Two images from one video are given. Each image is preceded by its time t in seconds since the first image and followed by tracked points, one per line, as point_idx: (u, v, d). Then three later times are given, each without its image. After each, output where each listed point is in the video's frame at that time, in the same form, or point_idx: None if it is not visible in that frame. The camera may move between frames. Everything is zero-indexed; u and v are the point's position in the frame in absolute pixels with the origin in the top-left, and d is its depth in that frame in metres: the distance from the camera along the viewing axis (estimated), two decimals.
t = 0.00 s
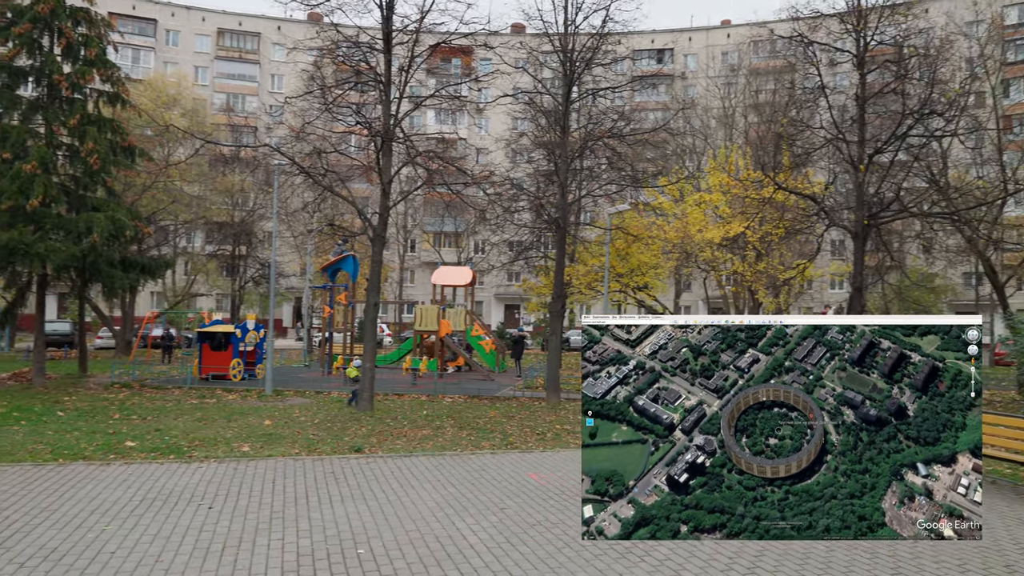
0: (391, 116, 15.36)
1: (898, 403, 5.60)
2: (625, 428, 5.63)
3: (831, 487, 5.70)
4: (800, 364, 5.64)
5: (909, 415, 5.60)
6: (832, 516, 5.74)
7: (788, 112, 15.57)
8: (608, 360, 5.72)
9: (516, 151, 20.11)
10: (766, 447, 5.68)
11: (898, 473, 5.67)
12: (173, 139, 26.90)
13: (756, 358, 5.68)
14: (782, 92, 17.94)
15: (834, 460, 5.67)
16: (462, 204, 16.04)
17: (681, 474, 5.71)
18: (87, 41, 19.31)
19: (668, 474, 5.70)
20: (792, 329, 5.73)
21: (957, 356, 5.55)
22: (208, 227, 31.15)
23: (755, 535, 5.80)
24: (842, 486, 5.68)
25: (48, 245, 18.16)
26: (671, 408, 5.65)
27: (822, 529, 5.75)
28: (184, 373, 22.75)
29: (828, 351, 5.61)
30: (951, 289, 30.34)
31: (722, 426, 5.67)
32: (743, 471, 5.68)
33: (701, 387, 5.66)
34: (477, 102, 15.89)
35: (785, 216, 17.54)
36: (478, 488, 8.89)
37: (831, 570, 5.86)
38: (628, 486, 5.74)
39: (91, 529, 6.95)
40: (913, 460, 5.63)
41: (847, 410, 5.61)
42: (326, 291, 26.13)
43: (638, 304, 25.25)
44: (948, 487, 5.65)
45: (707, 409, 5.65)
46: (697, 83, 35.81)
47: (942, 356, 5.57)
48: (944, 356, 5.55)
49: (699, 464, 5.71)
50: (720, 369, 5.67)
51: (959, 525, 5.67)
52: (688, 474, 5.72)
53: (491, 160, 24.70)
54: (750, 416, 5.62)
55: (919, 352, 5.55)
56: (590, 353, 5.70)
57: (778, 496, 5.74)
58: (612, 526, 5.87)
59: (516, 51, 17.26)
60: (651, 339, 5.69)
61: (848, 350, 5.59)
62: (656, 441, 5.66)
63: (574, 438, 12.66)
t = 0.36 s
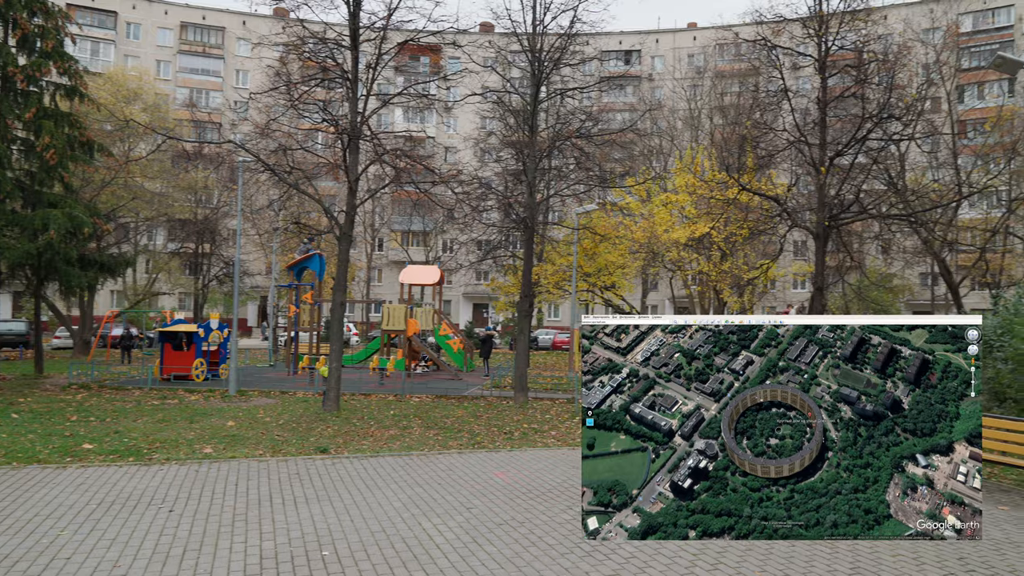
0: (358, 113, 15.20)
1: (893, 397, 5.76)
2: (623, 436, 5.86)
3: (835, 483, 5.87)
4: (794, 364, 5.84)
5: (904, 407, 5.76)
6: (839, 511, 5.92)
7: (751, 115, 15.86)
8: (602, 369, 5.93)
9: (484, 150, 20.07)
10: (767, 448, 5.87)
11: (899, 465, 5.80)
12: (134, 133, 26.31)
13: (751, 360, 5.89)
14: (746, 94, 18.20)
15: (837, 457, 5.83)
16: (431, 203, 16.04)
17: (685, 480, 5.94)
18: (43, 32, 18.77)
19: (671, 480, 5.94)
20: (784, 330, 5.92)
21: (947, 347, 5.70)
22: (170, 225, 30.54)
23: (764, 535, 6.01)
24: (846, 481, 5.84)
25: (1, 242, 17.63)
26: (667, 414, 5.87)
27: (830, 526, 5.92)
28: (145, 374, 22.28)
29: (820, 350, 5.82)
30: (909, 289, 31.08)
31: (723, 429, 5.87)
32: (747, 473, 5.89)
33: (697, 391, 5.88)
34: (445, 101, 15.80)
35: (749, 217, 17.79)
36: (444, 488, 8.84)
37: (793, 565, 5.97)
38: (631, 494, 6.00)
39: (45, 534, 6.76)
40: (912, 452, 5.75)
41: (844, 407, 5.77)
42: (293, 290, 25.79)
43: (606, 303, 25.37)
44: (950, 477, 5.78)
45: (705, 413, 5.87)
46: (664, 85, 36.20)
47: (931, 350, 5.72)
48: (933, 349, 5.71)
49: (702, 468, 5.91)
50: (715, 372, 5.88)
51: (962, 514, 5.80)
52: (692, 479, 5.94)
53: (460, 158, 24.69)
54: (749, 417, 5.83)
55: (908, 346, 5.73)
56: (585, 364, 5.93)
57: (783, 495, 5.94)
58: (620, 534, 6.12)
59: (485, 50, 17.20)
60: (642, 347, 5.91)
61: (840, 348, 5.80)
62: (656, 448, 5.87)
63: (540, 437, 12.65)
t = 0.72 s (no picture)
0: (324, 111, 15.01)
1: (887, 391, 5.74)
2: (622, 445, 5.87)
3: (838, 479, 5.82)
4: (788, 363, 5.84)
5: (900, 401, 5.73)
6: (845, 507, 5.88)
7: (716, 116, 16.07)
8: (595, 379, 5.93)
9: (452, 149, 19.99)
10: (768, 449, 5.87)
11: (899, 457, 5.74)
12: (93, 128, 25.62)
13: (744, 362, 5.89)
14: (712, 96, 18.43)
15: (839, 453, 5.79)
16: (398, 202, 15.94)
17: (689, 485, 5.92)
18: None
19: (674, 486, 5.91)
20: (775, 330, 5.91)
21: (936, 339, 5.70)
22: (131, 222, 29.84)
23: (773, 535, 5.99)
24: (848, 476, 5.80)
25: None
26: (665, 420, 5.86)
27: (837, 521, 5.90)
28: (103, 374, 21.75)
29: (813, 349, 5.81)
30: (869, 289, 31.79)
31: (723, 433, 5.86)
32: (750, 474, 5.88)
33: (693, 396, 5.87)
34: (414, 98, 15.69)
35: (715, 218, 17.99)
36: (409, 488, 8.78)
37: (755, 562, 6.05)
38: (636, 503, 5.98)
39: None
40: (911, 444, 5.70)
41: (840, 404, 5.76)
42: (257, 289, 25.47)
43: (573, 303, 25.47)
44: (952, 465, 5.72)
45: (704, 417, 5.87)
46: (632, 86, 36.50)
47: (920, 342, 5.72)
48: (922, 342, 5.71)
49: (705, 472, 5.89)
50: (709, 376, 5.88)
51: (965, 502, 5.75)
52: (696, 484, 5.92)
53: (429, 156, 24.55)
54: (748, 419, 5.84)
55: (899, 341, 5.71)
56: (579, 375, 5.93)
57: (789, 494, 5.92)
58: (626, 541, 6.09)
59: (453, 49, 17.11)
60: (634, 355, 5.90)
61: (832, 346, 5.78)
62: (656, 455, 5.85)
63: (507, 437, 12.61)
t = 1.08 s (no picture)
0: (289, 106, 14.78)
1: (882, 386, 5.64)
2: (622, 454, 5.77)
3: (841, 475, 5.71)
4: (782, 364, 5.72)
5: (894, 395, 5.62)
6: (850, 502, 5.75)
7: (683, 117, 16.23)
8: (589, 389, 5.82)
9: (420, 147, 19.89)
10: (769, 449, 5.75)
11: (898, 450, 5.64)
12: (48, 121, 24.90)
13: (739, 364, 5.74)
14: (678, 98, 18.62)
15: (839, 449, 5.68)
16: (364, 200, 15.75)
17: (694, 490, 5.84)
18: None
19: (679, 492, 5.84)
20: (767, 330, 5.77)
21: (925, 330, 5.60)
22: (89, 218, 29.08)
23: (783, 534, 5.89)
24: (850, 472, 5.68)
25: None
26: (664, 426, 5.75)
27: (844, 517, 5.76)
28: (59, 374, 21.16)
29: (806, 348, 5.68)
30: (831, 288, 32.48)
31: (723, 435, 5.75)
32: (754, 476, 5.77)
33: (690, 401, 5.74)
34: (381, 95, 15.55)
35: (681, 218, 18.20)
36: (373, 489, 8.70)
37: (717, 559, 6.09)
38: (642, 512, 5.92)
39: None
40: (908, 436, 5.61)
41: (838, 402, 5.64)
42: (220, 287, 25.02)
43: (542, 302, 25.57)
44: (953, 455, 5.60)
45: (702, 421, 5.76)
46: (600, 86, 36.73)
47: (910, 336, 5.61)
48: (912, 336, 5.61)
49: (708, 476, 5.81)
50: (705, 380, 5.74)
51: (966, 489, 5.64)
52: (700, 488, 5.84)
53: (397, 154, 24.37)
54: (749, 420, 5.71)
55: (889, 335, 5.60)
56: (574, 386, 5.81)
57: (794, 493, 5.81)
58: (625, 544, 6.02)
59: (421, 47, 17.00)
60: (627, 363, 5.76)
61: (824, 344, 5.65)
62: (659, 461, 5.77)
63: (474, 437, 12.57)
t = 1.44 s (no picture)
0: (254, 102, 14.52)
1: (875, 380, 5.71)
2: (623, 464, 5.87)
3: (843, 470, 5.78)
4: (777, 364, 5.81)
5: (888, 389, 5.69)
6: (854, 496, 5.84)
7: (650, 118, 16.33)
8: (585, 401, 5.92)
9: (387, 144, 19.70)
10: (771, 450, 5.81)
11: (897, 443, 5.69)
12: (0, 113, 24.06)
13: (733, 367, 5.83)
14: (646, 98, 18.73)
15: (839, 445, 5.75)
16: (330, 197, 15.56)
17: (699, 494, 5.91)
18: None
19: (684, 497, 5.92)
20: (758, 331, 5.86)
21: (913, 324, 5.68)
22: (45, 214, 28.23)
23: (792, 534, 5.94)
24: (852, 467, 5.75)
25: None
26: (663, 433, 5.85)
27: (850, 511, 5.84)
28: (12, 375, 20.49)
29: (798, 348, 5.78)
30: (793, 288, 33.07)
31: (723, 438, 5.80)
32: (758, 476, 5.84)
33: (687, 406, 5.84)
34: (348, 92, 15.41)
35: (648, 218, 18.33)
36: (338, 489, 8.63)
37: (683, 555, 6.17)
38: (648, 520, 5.99)
39: None
40: (906, 428, 5.66)
41: (834, 399, 5.73)
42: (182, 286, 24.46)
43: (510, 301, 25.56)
44: (950, 444, 5.64)
45: (702, 426, 5.84)
46: (568, 86, 36.83)
47: (898, 331, 5.70)
48: (900, 330, 5.69)
49: (712, 480, 5.87)
50: (701, 385, 5.83)
51: (965, 476, 5.68)
52: (705, 492, 5.92)
53: (364, 151, 24.13)
54: (747, 422, 5.78)
55: (879, 331, 5.69)
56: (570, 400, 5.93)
57: (799, 492, 5.86)
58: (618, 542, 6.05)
59: (389, 43, 16.82)
60: (620, 370, 5.86)
61: (815, 342, 5.75)
62: (660, 468, 5.84)
63: (442, 436, 12.49)
